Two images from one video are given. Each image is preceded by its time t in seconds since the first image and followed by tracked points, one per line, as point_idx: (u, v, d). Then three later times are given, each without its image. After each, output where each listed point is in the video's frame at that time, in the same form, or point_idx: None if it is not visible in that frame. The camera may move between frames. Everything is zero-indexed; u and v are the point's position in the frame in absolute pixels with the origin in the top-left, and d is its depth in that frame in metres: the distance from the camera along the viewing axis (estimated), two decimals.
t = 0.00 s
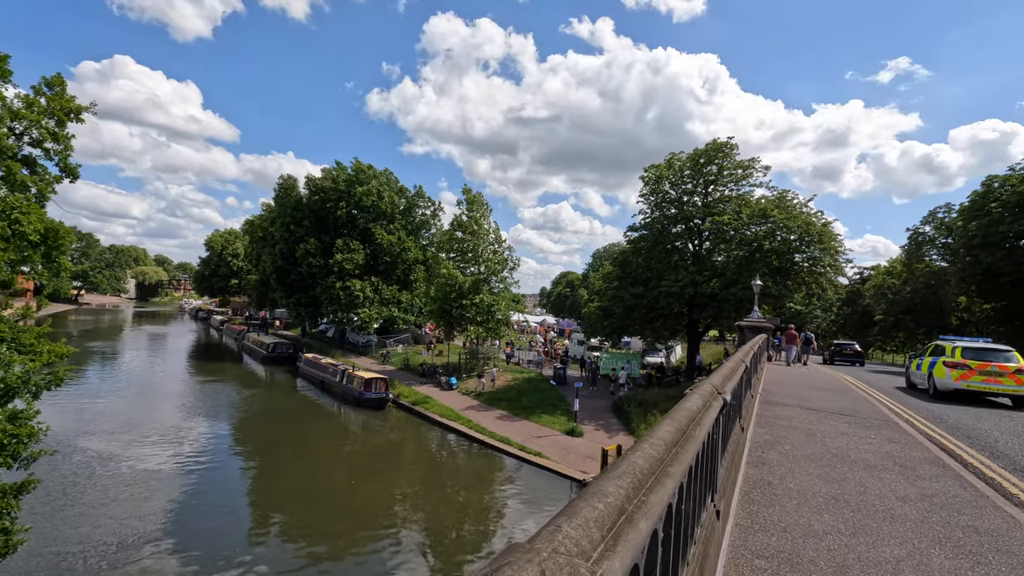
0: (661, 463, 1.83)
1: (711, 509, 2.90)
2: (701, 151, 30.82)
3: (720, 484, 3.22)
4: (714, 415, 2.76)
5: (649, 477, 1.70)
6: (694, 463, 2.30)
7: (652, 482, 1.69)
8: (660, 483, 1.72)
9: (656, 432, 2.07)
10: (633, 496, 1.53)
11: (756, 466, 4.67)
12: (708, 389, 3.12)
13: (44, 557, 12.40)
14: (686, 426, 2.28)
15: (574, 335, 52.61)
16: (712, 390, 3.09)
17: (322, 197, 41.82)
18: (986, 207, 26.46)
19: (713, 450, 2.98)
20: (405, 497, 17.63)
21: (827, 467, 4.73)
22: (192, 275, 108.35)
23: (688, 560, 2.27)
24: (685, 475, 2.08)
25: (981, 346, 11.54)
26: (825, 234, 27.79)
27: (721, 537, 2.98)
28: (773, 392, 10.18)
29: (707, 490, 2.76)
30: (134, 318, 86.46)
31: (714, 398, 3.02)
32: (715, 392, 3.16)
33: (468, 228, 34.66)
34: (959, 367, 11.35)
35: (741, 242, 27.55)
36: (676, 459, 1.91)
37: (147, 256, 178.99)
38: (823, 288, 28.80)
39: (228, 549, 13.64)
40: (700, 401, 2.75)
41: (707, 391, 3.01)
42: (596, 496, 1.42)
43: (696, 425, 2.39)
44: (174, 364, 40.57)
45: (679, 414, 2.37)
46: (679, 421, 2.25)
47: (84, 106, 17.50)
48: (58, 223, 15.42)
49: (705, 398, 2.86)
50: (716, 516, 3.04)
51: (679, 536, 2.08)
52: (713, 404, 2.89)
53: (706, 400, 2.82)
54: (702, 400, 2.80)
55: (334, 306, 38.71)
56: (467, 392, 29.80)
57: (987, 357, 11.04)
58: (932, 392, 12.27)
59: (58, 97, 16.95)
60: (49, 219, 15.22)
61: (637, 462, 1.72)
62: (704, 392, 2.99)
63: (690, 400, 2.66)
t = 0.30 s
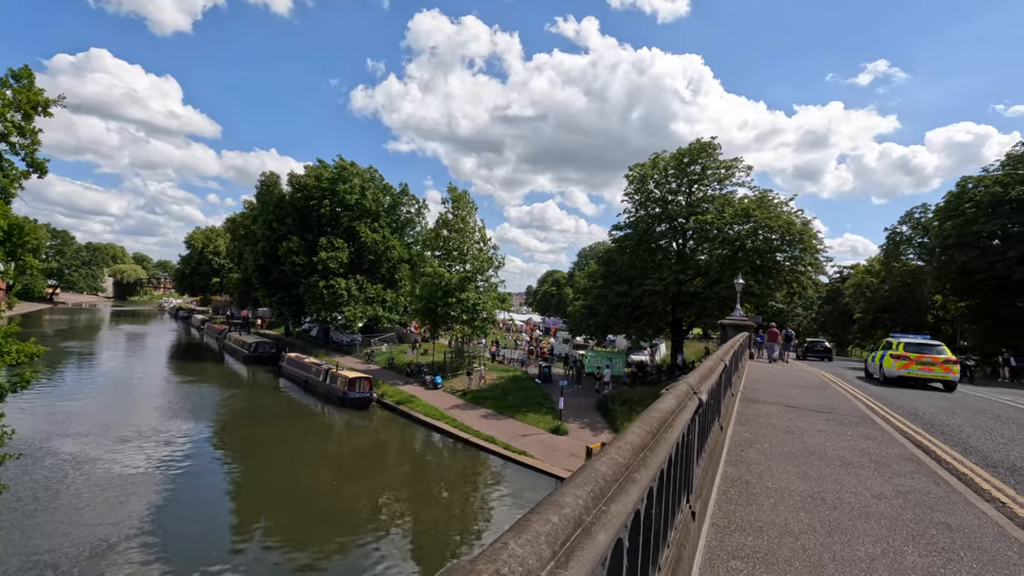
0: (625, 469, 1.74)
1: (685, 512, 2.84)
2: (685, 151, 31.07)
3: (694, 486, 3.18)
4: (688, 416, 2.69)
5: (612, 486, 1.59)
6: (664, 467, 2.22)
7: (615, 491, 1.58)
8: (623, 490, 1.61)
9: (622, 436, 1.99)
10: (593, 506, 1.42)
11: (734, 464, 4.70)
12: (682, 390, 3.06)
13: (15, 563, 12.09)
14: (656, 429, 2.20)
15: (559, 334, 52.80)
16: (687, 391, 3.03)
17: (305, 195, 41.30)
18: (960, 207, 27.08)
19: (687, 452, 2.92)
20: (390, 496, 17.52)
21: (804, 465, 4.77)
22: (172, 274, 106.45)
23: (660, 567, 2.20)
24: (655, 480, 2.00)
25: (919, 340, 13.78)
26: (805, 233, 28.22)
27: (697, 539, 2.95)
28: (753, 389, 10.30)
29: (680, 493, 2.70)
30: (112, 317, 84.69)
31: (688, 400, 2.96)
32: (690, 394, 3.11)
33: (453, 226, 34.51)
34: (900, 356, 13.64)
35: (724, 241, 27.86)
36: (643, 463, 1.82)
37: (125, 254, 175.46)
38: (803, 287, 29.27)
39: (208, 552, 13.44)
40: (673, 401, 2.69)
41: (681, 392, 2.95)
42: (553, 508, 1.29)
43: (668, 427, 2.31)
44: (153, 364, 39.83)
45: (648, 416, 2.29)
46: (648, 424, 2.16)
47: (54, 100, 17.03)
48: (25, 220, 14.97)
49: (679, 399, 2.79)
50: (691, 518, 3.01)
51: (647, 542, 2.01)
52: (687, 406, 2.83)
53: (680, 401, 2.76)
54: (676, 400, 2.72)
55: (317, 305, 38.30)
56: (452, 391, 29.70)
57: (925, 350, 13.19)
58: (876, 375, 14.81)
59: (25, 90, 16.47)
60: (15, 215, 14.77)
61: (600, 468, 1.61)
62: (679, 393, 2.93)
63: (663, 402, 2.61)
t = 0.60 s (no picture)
0: (592, 476, 1.67)
1: (661, 515, 2.80)
2: (671, 150, 31.23)
3: (673, 487, 3.15)
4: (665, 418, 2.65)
5: (577, 495, 1.53)
6: (638, 470, 2.16)
7: (578, 501, 1.51)
8: (589, 500, 1.55)
9: (593, 440, 1.93)
10: (552, 518, 1.36)
11: (716, 464, 4.70)
12: (661, 391, 3.01)
13: None
14: (630, 433, 2.14)
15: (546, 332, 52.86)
16: (665, 392, 2.99)
17: (290, 192, 40.82)
18: (939, 208, 27.58)
19: (666, 454, 2.88)
20: (377, 497, 17.44)
21: (785, 464, 4.79)
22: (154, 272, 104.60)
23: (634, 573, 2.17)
24: (627, 487, 1.94)
25: (875, 337, 17.07)
26: (789, 233, 28.56)
27: (675, 542, 2.93)
28: (738, 387, 10.38)
29: (656, 496, 2.66)
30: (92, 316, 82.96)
31: (666, 400, 2.92)
32: (669, 395, 3.06)
33: (440, 224, 34.34)
34: (860, 349, 16.92)
35: (710, 241, 28.09)
36: (612, 470, 1.76)
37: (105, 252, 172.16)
38: (787, 286, 29.63)
39: (189, 556, 13.26)
40: (650, 402, 2.64)
41: (659, 394, 2.91)
42: (506, 523, 1.21)
43: (641, 431, 2.26)
44: (134, 364, 39.20)
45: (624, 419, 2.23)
46: (621, 428, 2.10)
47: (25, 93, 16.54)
48: None
49: (657, 401, 2.75)
50: (670, 521, 2.98)
51: (618, 550, 1.96)
52: (665, 407, 2.79)
53: (657, 403, 2.71)
54: (653, 402, 2.67)
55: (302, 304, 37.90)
56: (439, 390, 29.58)
57: (879, 345, 16.57)
58: (841, 367, 17.98)
59: None
60: None
61: (565, 478, 1.55)
62: (657, 394, 2.89)
63: (640, 403, 2.56)
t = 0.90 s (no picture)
0: (558, 481, 1.63)
1: (638, 516, 2.78)
2: (656, 150, 31.43)
3: (650, 487, 3.13)
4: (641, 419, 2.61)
5: (540, 502, 1.49)
6: (610, 474, 2.13)
7: (541, 507, 1.47)
8: (552, 506, 1.51)
9: (564, 442, 1.88)
10: (512, 526, 1.32)
11: (697, 463, 4.72)
12: (638, 390, 2.98)
13: None
14: (602, 434, 2.11)
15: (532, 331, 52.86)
16: (644, 391, 2.95)
17: (273, 190, 40.31)
18: (917, 208, 28.11)
19: (642, 455, 2.85)
20: (362, 497, 17.31)
21: (766, 463, 4.82)
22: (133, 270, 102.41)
23: None
24: (597, 490, 1.90)
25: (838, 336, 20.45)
26: (772, 232, 28.93)
27: (653, 544, 2.92)
28: (720, 386, 10.45)
29: (632, 497, 2.63)
30: (68, 315, 80.91)
31: (644, 399, 2.88)
32: (647, 395, 3.03)
33: (426, 222, 34.11)
34: (827, 345, 20.32)
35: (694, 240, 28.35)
36: (580, 474, 1.72)
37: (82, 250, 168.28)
38: (770, 285, 30.02)
39: (170, 558, 13.06)
40: (627, 403, 2.61)
41: (637, 393, 2.88)
42: (460, 535, 1.16)
43: (616, 431, 2.22)
44: (112, 364, 38.33)
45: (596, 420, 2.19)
46: (593, 429, 2.06)
47: None
48: None
49: (634, 401, 2.72)
50: (647, 522, 2.96)
51: (588, 556, 1.93)
52: (643, 407, 2.75)
53: (634, 403, 2.67)
54: (629, 402, 2.63)
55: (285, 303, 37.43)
56: (424, 390, 29.42)
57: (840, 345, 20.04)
58: (808, 362, 21.43)
59: None
60: None
61: (530, 484, 1.51)
62: (635, 394, 2.85)
63: (616, 403, 2.52)
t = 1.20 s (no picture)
0: (520, 486, 1.54)
1: (611, 518, 2.74)
2: (635, 150, 31.70)
3: (624, 487, 3.11)
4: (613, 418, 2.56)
5: (499, 509, 1.39)
6: (579, 475, 2.07)
7: (497, 519, 1.36)
8: (511, 515, 1.41)
9: (528, 445, 1.80)
10: (465, 538, 1.19)
11: (672, 461, 4.73)
12: (611, 388, 2.93)
13: None
14: (570, 435, 2.04)
15: (511, 330, 52.87)
16: (616, 390, 2.91)
17: (247, 186, 39.52)
18: (886, 210, 28.82)
19: (615, 455, 2.81)
20: (340, 498, 17.17)
21: (741, 461, 4.87)
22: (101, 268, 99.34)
23: None
24: (563, 495, 1.81)
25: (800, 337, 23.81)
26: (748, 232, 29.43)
27: (626, 546, 2.88)
28: (697, 383, 10.56)
29: (603, 498, 2.59)
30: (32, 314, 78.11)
31: (616, 398, 2.84)
32: (621, 393, 2.98)
33: (404, 220, 33.75)
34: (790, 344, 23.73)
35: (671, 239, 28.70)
36: (544, 479, 1.64)
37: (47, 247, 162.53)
38: (745, 284, 30.56)
39: (138, 565, 12.72)
40: (598, 402, 2.55)
41: (610, 391, 2.83)
42: (404, 548, 1.04)
43: (583, 433, 2.15)
44: (78, 365, 37.15)
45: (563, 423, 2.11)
46: (562, 430, 2.00)
47: None
48: None
49: (606, 400, 2.67)
50: (621, 524, 2.93)
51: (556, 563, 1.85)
52: (615, 407, 2.71)
53: (606, 403, 2.62)
54: (599, 401, 2.59)
55: (260, 301, 36.75)
56: (402, 389, 29.17)
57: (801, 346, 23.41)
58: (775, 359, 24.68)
59: None
60: None
61: (488, 491, 1.41)
62: (608, 393, 2.80)
63: (586, 403, 2.46)
